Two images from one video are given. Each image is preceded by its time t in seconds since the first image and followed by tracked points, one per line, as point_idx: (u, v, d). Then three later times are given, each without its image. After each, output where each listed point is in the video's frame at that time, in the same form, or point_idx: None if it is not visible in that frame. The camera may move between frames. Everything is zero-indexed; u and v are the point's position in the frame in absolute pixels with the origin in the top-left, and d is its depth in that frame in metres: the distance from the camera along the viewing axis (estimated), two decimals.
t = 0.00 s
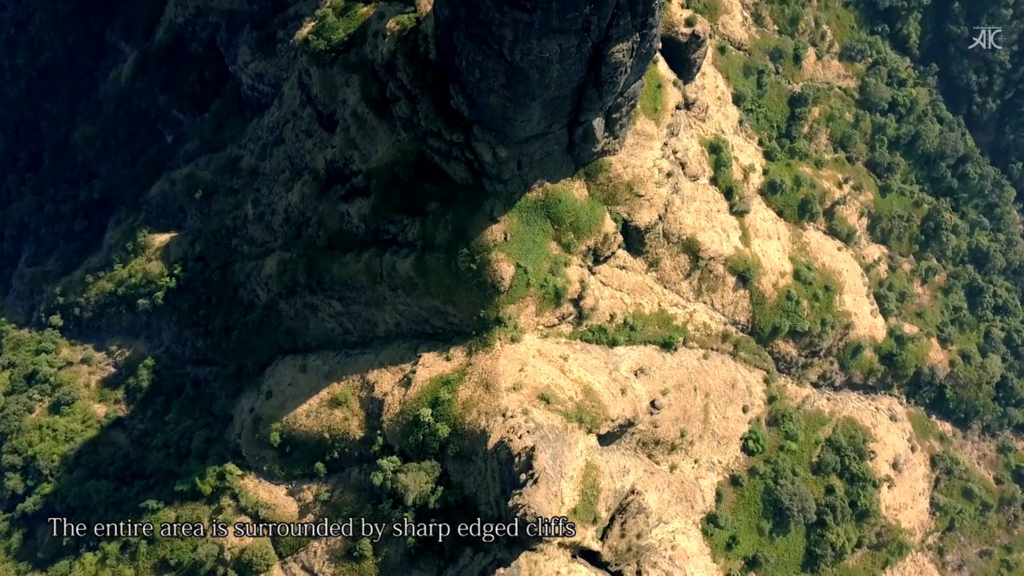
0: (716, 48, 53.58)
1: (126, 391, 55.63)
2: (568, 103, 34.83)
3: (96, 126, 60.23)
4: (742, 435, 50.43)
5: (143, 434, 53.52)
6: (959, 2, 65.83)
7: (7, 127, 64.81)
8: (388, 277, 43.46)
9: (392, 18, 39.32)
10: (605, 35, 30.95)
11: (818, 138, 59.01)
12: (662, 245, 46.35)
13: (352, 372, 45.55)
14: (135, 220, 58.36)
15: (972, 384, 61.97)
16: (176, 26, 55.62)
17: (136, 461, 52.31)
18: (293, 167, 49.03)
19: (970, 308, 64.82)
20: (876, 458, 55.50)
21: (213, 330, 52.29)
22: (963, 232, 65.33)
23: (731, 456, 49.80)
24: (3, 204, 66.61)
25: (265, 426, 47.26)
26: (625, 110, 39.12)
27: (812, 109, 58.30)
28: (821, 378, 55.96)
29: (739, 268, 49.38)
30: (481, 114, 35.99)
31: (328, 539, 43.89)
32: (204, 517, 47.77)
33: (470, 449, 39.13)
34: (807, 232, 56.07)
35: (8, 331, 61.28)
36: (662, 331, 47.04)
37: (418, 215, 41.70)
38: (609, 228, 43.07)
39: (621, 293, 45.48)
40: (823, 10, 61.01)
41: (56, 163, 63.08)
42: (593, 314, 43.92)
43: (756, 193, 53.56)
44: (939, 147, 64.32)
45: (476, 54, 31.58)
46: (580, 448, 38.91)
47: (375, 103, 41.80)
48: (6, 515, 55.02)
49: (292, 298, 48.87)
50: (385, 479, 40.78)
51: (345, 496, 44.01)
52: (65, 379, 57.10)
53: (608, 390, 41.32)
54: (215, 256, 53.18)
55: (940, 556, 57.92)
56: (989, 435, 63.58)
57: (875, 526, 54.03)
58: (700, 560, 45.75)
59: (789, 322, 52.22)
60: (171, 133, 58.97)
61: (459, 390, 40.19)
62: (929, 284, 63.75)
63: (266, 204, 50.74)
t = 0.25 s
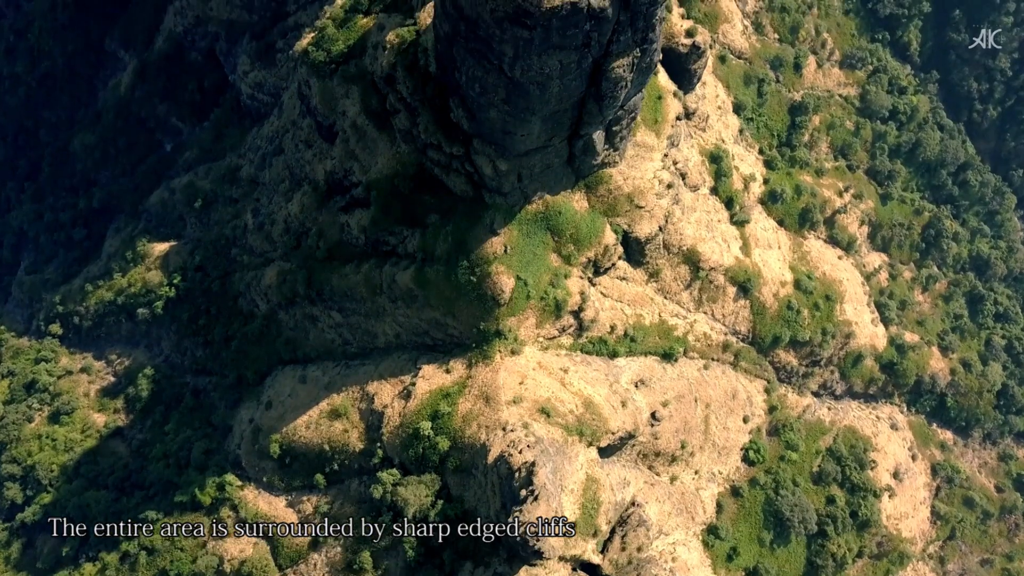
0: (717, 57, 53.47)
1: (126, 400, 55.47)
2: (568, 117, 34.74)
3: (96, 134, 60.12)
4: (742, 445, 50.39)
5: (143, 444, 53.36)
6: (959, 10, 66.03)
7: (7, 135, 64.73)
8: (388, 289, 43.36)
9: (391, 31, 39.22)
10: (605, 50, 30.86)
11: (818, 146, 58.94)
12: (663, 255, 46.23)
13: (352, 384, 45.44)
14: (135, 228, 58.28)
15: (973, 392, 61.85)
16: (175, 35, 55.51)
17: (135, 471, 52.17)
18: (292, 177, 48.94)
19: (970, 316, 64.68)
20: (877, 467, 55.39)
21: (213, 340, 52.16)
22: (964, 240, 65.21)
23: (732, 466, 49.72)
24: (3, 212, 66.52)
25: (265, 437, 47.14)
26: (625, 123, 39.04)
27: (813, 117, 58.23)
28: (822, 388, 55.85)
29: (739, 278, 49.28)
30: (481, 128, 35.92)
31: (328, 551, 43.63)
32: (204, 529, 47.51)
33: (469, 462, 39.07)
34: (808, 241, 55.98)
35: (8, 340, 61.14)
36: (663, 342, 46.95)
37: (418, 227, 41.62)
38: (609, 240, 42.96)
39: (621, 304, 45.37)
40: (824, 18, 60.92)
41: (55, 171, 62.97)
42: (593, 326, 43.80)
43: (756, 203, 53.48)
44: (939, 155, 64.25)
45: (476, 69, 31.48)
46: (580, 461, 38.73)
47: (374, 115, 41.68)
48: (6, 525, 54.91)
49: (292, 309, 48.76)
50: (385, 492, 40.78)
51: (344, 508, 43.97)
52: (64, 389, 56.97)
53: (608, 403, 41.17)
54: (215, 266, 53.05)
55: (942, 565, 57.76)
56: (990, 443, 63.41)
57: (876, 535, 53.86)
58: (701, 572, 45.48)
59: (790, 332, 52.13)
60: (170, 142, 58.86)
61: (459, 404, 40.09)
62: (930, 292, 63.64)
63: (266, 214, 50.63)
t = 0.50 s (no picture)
0: (717, 66, 53.36)
1: (125, 410, 55.35)
2: (568, 131, 34.63)
3: (95, 143, 60.05)
4: (742, 456, 50.27)
5: (142, 454, 53.22)
6: (959, 18, 65.99)
7: (6, 143, 64.71)
8: (388, 300, 43.24)
9: (391, 43, 39.10)
10: (606, 66, 30.75)
11: (819, 155, 58.87)
12: (663, 266, 46.12)
13: (352, 395, 45.32)
14: (134, 237, 58.20)
15: (974, 401, 61.72)
16: (174, 44, 55.37)
17: (135, 481, 52.05)
18: (292, 187, 48.84)
19: (971, 324, 64.55)
20: (877, 477, 55.27)
21: (213, 349, 52.02)
22: (965, 247, 65.08)
23: (732, 477, 49.63)
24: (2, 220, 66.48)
25: (264, 448, 47.02)
26: (625, 135, 38.96)
27: (813, 126, 58.12)
28: (823, 397, 55.76)
29: (740, 288, 49.19)
30: (481, 141, 35.84)
31: (327, 563, 43.54)
32: (204, 540, 47.29)
33: (469, 476, 39.01)
34: (808, 250, 55.89)
35: (7, 348, 60.98)
36: (663, 353, 46.84)
37: (418, 238, 41.53)
38: (609, 252, 42.86)
39: (622, 315, 45.23)
40: (824, 26, 60.83)
41: (54, 179, 62.91)
42: (593, 337, 43.67)
43: (757, 212, 53.41)
44: (940, 163, 64.17)
45: (476, 85, 31.36)
46: (580, 474, 38.65)
47: (374, 127, 41.57)
48: (5, 534, 54.86)
49: (292, 319, 48.65)
50: (384, 505, 40.79)
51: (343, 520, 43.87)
52: (63, 398, 56.84)
53: (609, 416, 41.06)
54: (214, 275, 52.94)
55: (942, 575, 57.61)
56: (990, 451, 63.27)
57: (877, 545, 53.75)
58: None
59: (790, 341, 52.04)
60: (169, 150, 58.81)
61: (458, 417, 39.97)
62: (931, 300, 63.53)
63: (266, 224, 50.54)
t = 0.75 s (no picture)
0: (717, 75, 53.26)
1: (124, 419, 55.25)
2: (569, 145, 34.53)
3: (94, 151, 59.99)
4: (743, 467, 50.15)
5: (141, 464, 53.10)
6: (960, 25, 65.91)
7: (5, 152, 64.69)
8: (388, 312, 43.13)
9: (390, 55, 39.00)
10: (606, 81, 30.66)
11: (819, 163, 58.80)
12: (663, 277, 46.02)
13: (351, 406, 45.20)
14: (133, 245, 58.12)
15: (974, 410, 61.59)
16: (174, 52, 55.57)
17: (134, 492, 51.97)
18: (291, 198, 48.76)
19: (972, 332, 64.41)
20: (878, 487, 55.13)
21: (212, 359, 51.89)
22: (965, 255, 64.95)
23: (733, 487, 49.53)
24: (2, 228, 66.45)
25: (263, 459, 46.89)
26: (625, 148, 38.90)
27: (814, 135, 58.04)
28: (823, 407, 55.66)
29: (740, 299, 49.10)
30: (481, 155, 35.75)
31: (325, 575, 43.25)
32: (203, 550, 47.39)
33: (469, 489, 38.92)
34: (809, 259, 55.80)
35: (7, 358, 60.90)
36: (664, 364, 46.74)
37: (418, 250, 41.45)
38: (609, 263, 42.78)
39: (622, 326, 45.12)
40: (824, 34, 60.78)
41: (53, 187, 62.87)
42: (593, 349, 43.56)
43: (757, 222, 53.32)
44: (940, 171, 64.09)
45: (476, 100, 31.27)
46: (580, 487, 38.51)
47: (374, 139, 41.47)
48: (4, 544, 54.85)
49: (291, 330, 48.53)
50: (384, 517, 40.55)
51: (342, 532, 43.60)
52: (61, 408, 56.63)
53: (609, 428, 40.95)
54: (214, 285, 52.84)
55: None
56: (991, 459, 63.13)
57: (877, 555, 53.64)
58: None
59: (791, 351, 51.92)
60: (169, 159, 58.76)
61: (458, 430, 39.85)
62: (931, 308, 63.40)
63: (265, 234, 50.44)
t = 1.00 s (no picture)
0: (718, 82, 53.14)
1: (124, 426, 55.18)
2: (569, 156, 34.42)
3: (93, 157, 59.93)
4: (743, 475, 50.10)
5: (140, 471, 53.05)
6: (961, 31, 65.89)
7: (4, 158, 64.62)
8: (387, 321, 43.04)
9: (390, 65, 38.90)
10: (606, 94, 30.56)
11: (820, 170, 58.71)
12: (664, 286, 45.93)
13: (351, 415, 45.12)
14: (133, 252, 58.05)
15: (975, 416, 61.52)
16: (173, 59, 55.57)
17: (133, 499, 51.93)
18: (291, 205, 48.67)
19: (972, 337, 64.31)
20: (879, 494, 55.05)
21: (212, 367, 51.80)
22: (966, 261, 64.85)
23: (733, 495, 49.49)
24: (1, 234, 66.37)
25: (263, 467, 46.82)
26: (626, 158, 38.81)
27: (815, 141, 57.96)
28: (824, 413, 55.59)
29: (741, 306, 49.04)
30: (481, 165, 35.67)
31: None
32: (202, 558, 47.15)
33: (469, 500, 38.89)
34: (809, 265, 55.72)
35: (5, 363, 60.73)
36: (664, 372, 46.67)
37: (418, 259, 41.37)
38: (609, 272, 42.70)
39: (622, 335, 45.03)
40: (825, 40, 60.70)
41: (53, 193, 62.81)
42: (593, 358, 43.47)
43: (758, 228, 53.23)
44: (941, 177, 64.00)
45: (476, 112, 31.17)
46: (580, 498, 38.53)
47: (374, 148, 41.37)
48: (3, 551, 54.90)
49: (291, 337, 48.42)
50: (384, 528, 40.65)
51: (342, 542, 44.01)
52: (61, 415, 56.64)
53: (609, 438, 40.87)
54: (213, 292, 52.77)
55: None
56: (992, 465, 63.06)
57: (877, 563, 53.59)
58: None
59: (791, 359, 51.84)
60: (169, 165, 58.74)
61: (458, 440, 39.80)
62: (932, 314, 63.30)
63: (265, 242, 50.36)
